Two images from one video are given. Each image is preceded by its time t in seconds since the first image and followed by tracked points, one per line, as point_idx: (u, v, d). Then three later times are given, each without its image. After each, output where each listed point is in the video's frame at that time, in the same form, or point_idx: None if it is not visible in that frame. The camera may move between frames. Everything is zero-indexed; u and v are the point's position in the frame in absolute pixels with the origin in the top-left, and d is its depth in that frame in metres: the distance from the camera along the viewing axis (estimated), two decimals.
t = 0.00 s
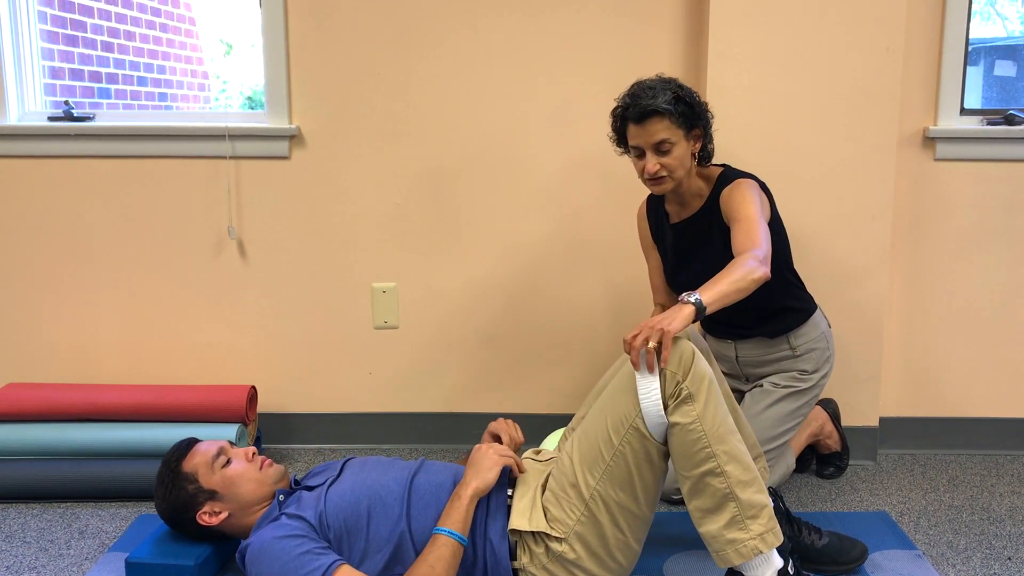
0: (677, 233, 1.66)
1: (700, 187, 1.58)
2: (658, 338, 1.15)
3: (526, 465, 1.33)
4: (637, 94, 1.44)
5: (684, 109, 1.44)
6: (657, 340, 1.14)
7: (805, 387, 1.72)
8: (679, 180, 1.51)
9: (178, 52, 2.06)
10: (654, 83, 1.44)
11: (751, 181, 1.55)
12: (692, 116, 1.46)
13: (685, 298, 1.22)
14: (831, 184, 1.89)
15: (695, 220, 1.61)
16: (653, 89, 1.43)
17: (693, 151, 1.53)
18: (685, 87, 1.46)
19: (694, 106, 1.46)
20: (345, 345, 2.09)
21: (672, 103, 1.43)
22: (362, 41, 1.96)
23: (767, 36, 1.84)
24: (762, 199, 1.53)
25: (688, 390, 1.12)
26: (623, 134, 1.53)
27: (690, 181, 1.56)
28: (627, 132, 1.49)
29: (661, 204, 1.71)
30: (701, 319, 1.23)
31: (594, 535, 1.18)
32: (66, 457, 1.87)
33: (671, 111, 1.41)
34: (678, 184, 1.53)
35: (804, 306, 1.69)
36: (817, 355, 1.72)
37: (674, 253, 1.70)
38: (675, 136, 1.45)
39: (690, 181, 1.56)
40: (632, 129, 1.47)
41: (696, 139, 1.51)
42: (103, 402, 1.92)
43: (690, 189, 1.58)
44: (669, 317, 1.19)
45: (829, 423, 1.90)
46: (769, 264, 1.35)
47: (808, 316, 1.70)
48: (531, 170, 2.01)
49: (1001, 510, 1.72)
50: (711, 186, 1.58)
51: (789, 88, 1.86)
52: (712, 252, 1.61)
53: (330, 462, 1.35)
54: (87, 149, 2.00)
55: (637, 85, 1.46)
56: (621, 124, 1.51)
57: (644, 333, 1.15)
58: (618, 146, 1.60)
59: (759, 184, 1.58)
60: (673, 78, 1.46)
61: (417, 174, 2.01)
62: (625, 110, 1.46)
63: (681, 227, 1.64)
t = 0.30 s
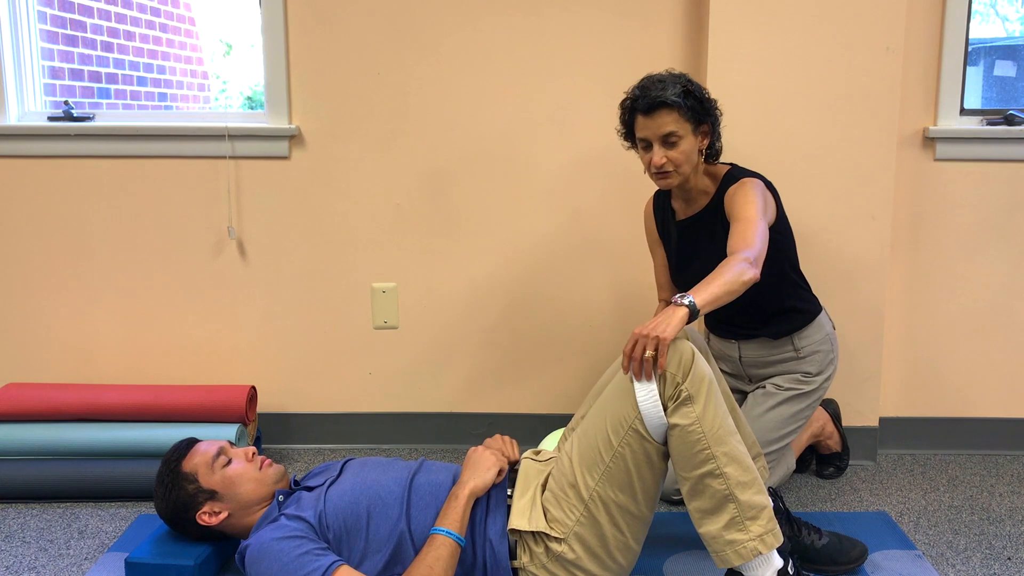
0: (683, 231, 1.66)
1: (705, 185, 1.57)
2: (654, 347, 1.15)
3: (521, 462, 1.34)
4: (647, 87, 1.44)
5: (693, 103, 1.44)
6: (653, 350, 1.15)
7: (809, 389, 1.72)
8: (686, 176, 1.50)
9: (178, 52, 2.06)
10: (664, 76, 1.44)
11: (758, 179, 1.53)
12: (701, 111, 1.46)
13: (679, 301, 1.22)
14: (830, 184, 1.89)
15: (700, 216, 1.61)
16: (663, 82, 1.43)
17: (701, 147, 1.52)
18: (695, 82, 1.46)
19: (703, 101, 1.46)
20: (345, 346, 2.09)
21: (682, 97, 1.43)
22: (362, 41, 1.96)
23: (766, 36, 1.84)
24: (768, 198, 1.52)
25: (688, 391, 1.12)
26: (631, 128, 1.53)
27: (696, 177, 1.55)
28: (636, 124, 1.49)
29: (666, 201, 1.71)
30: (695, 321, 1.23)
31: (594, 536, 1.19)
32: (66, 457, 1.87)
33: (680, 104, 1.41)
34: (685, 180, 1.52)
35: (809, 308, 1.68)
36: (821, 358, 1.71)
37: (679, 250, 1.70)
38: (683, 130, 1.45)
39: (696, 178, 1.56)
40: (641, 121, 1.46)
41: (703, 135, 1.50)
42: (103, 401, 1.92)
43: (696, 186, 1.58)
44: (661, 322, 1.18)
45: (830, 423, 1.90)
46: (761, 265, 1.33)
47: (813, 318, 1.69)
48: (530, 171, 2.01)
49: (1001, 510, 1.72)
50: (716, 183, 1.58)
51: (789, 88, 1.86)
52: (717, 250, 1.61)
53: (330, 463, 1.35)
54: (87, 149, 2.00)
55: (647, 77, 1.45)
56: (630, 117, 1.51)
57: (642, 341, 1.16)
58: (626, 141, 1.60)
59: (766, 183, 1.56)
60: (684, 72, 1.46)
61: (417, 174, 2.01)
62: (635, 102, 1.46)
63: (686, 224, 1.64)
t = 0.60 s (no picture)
0: (691, 224, 1.65)
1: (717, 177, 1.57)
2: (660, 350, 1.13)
3: (520, 464, 1.34)
4: (668, 71, 1.45)
5: (712, 90, 1.45)
6: (658, 354, 1.13)
7: (809, 391, 1.72)
8: (700, 165, 1.50)
9: (178, 52, 2.06)
10: (685, 63, 1.45)
11: (771, 174, 1.54)
12: (719, 100, 1.47)
13: (682, 298, 1.21)
14: (830, 184, 1.89)
15: (708, 210, 1.60)
16: (684, 68, 1.45)
17: (715, 137, 1.53)
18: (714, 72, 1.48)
19: (721, 90, 1.47)
20: (345, 346, 2.09)
21: (701, 83, 1.44)
22: (362, 41, 1.96)
23: (766, 36, 1.84)
24: (779, 195, 1.53)
25: (687, 393, 1.12)
26: (648, 113, 1.53)
27: (709, 168, 1.55)
28: (654, 109, 1.50)
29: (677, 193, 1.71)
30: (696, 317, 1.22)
31: (594, 537, 1.19)
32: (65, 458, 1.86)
33: (701, 89, 1.43)
34: (699, 170, 1.52)
35: (811, 309, 1.69)
36: (821, 359, 1.71)
37: (684, 246, 1.70)
38: (701, 116, 1.46)
39: (709, 169, 1.56)
40: (660, 105, 1.47)
41: (719, 125, 1.51)
42: (103, 401, 1.92)
43: (707, 178, 1.57)
44: (664, 322, 1.16)
45: (832, 424, 1.90)
46: (758, 267, 1.33)
47: (815, 319, 1.69)
48: (530, 170, 2.01)
49: (1001, 510, 1.72)
50: (728, 177, 1.57)
51: (789, 88, 1.86)
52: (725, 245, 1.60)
53: (330, 463, 1.35)
54: (87, 149, 2.00)
55: (668, 62, 1.47)
56: (647, 102, 1.52)
57: (646, 346, 1.14)
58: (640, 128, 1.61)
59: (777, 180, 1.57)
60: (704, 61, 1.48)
61: (417, 174, 2.01)
62: (654, 85, 1.47)
63: (696, 216, 1.63)
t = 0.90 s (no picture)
0: (683, 214, 1.64)
1: (708, 168, 1.58)
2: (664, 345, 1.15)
3: (520, 463, 1.34)
4: (666, 61, 1.45)
5: (708, 81, 1.46)
6: (663, 350, 1.15)
7: (797, 384, 1.73)
8: (695, 156, 1.50)
9: (177, 51, 2.06)
10: (681, 54, 1.46)
11: (763, 167, 1.55)
12: (714, 90, 1.48)
13: (690, 298, 1.23)
14: (829, 184, 1.89)
15: (701, 201, 1.60)
16: (681, 58, 1.45)
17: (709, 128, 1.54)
18: (709, 63, 1.49)
19: (717, 82, 1.48)
20: (344, 345, 2.09)
21: (699, 74, 1.45)
22: (361, 41, 1.96)
23: (765, 36, 1.84)
24: (771, 187, 1.53)
25: (687, 392, 1.12)
26: (643, 104, 1.54)
27: (703, 159, 1.56)
28: (650, 99, 1.50)
29: (668, 183, 1.70)
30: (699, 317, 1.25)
31: (593, 536, 1.19)
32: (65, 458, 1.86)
33: (698, 80, 1.43)
34: (693, 161, 1.52)
35: (798, 302, 1.68)
36: (808, 352, 1.71)
37: (676, 240, 1.69)
38: (697, 107, 1.47)
39: (703, 161, 1.56)
40: (656, 95, 1.47)
41: (713, 116, 1.52)
42: (102, 401, 1.92)
43: (700, 169, 1.58)
44: (670, 317, 1.19)
45: (830, 423, 1.88)
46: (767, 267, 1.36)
47: (801, 312, 1.69)
48: (529, 170, 2.01)
49: (1000, 509, 1.72)
50: (721, 169, 1.58)
51: (788, 87, 1.85)
52: (718, 239, 1.60)
53: (330, 463, 1.35)
54: (86, 149, 2.00)
55: (664, 53, 1.47)
56: (642, 91, 1.52)
57: (653, 341, 1.16)
58: (634, 118, 1.60)
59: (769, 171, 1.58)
60: (699, 52, 1.49)
61: (416, 174, 2.01)
62: (650, 76, 1.47)
63: (687, 207, 1.63)
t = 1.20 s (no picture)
0: (666, 211, 1.64)
1: (691, 165, 1.58)
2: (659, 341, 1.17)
3: (519, 463, 1.34)
4: (648, 61, 1.45)
5: (690, 80, 1.47)
6: (658, 345, 1.16)
7: (785, 377, 1.70)
8: (678, 155, 1.51)
9: (175, 52, 2.06)
10: (662, 53, 1.45)
11: (744, 162, 1.55)
12: (695, 88, 1.49)
13: (674, 299, 1.26)
14: (828, 184, 1.89)
15: (685, 197, 1.60)
16: (663, 58, 1.45)
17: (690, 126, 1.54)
18: (689, 61, 1.49)
19: (697, 80, 1.49)
20: (342, 346, 2.09)
21: (681, 73, 1.45)
22: (359, 41, 1.96)
23: (764, 36, 1.84)
24: (753, 182, 1.53)
25: (686, 392, 1.12)
26: (625, 104, 1.53)
27: (686, 156, 1.56)
28: (633, 99, 1.49)
29: (652, 181, 1.70)
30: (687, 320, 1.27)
31: (593, 537, 1.19)
32: (64, 458, 1.86)
33: (681, 79, 1.43)
34: (676, 159, 1.52)
35: (783, 296, 1.67)
36: (795, 347, 1.69)
37: (665, 238, 1.68)
38: (681, 106, 1.47)
39: (685, 157, 1.56)
40: (639, 96, 1.47)
41: (695, 114, 1.53)
42: (101, 401, 1.92)
43: (682, 166, 1.57)
44: (660, 318, 1.22)
45: (827, 421, 1.88)
46: (751, 260, 1.39)
47: (788, 307, 1.68)
48: (528, 170, 2.01)
49: (999, 509, 1.72)
50: (703, 165, 1.58)
51: (787, 87, 1.85)
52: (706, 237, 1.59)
53: (329, 463, 1.35)
54: (84, 150, 2.00)
55: (645, 53, 1.47)
56: (625, 92, 1.51)
57: (647, 338, 1.17)
58: (616, 119, 1.60)
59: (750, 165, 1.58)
60: (679, 52, 1.49)
61: (415, 174, 2.01)
62: (633, 76, 1.47)
63: (672, 203, 1.62)
